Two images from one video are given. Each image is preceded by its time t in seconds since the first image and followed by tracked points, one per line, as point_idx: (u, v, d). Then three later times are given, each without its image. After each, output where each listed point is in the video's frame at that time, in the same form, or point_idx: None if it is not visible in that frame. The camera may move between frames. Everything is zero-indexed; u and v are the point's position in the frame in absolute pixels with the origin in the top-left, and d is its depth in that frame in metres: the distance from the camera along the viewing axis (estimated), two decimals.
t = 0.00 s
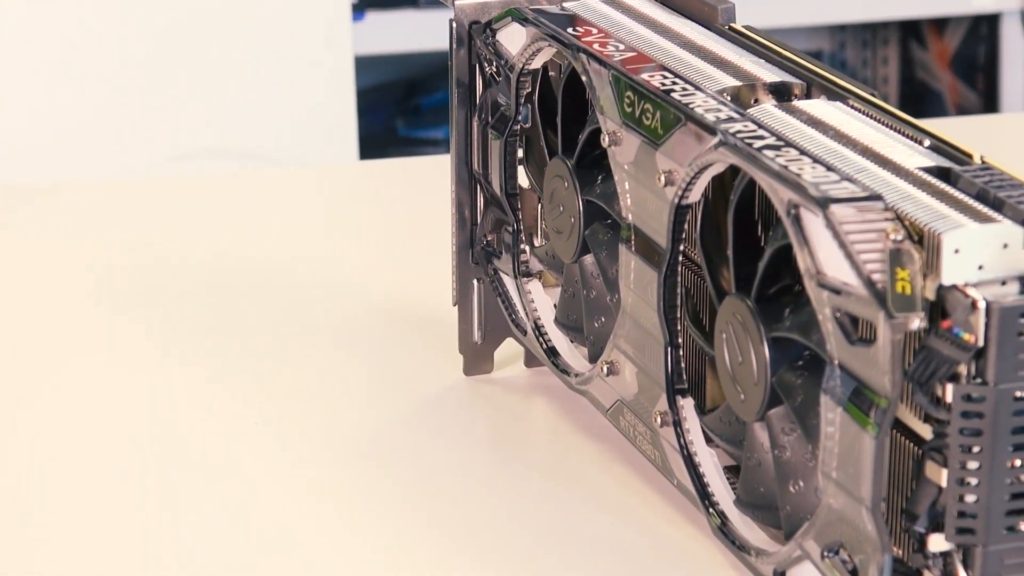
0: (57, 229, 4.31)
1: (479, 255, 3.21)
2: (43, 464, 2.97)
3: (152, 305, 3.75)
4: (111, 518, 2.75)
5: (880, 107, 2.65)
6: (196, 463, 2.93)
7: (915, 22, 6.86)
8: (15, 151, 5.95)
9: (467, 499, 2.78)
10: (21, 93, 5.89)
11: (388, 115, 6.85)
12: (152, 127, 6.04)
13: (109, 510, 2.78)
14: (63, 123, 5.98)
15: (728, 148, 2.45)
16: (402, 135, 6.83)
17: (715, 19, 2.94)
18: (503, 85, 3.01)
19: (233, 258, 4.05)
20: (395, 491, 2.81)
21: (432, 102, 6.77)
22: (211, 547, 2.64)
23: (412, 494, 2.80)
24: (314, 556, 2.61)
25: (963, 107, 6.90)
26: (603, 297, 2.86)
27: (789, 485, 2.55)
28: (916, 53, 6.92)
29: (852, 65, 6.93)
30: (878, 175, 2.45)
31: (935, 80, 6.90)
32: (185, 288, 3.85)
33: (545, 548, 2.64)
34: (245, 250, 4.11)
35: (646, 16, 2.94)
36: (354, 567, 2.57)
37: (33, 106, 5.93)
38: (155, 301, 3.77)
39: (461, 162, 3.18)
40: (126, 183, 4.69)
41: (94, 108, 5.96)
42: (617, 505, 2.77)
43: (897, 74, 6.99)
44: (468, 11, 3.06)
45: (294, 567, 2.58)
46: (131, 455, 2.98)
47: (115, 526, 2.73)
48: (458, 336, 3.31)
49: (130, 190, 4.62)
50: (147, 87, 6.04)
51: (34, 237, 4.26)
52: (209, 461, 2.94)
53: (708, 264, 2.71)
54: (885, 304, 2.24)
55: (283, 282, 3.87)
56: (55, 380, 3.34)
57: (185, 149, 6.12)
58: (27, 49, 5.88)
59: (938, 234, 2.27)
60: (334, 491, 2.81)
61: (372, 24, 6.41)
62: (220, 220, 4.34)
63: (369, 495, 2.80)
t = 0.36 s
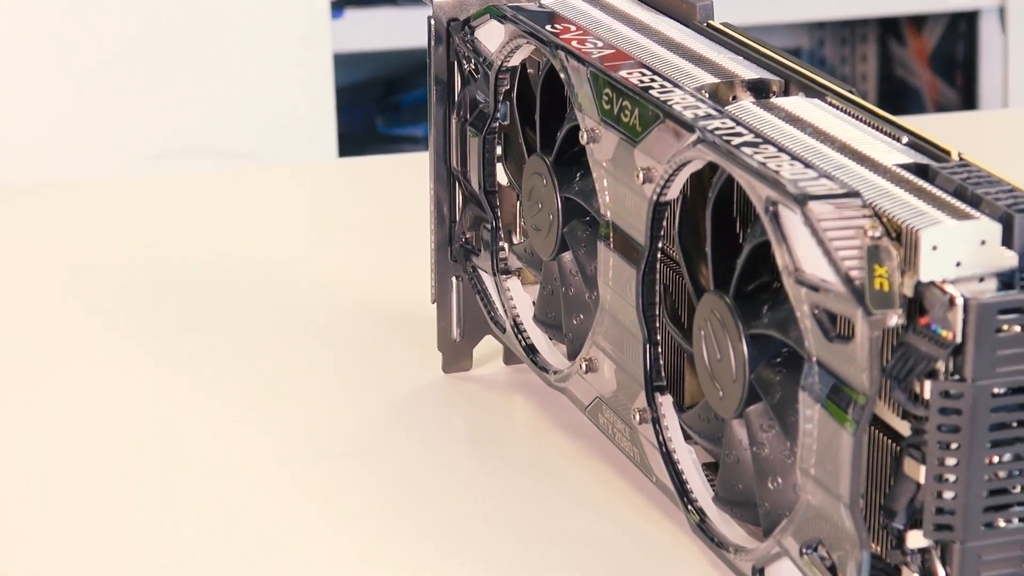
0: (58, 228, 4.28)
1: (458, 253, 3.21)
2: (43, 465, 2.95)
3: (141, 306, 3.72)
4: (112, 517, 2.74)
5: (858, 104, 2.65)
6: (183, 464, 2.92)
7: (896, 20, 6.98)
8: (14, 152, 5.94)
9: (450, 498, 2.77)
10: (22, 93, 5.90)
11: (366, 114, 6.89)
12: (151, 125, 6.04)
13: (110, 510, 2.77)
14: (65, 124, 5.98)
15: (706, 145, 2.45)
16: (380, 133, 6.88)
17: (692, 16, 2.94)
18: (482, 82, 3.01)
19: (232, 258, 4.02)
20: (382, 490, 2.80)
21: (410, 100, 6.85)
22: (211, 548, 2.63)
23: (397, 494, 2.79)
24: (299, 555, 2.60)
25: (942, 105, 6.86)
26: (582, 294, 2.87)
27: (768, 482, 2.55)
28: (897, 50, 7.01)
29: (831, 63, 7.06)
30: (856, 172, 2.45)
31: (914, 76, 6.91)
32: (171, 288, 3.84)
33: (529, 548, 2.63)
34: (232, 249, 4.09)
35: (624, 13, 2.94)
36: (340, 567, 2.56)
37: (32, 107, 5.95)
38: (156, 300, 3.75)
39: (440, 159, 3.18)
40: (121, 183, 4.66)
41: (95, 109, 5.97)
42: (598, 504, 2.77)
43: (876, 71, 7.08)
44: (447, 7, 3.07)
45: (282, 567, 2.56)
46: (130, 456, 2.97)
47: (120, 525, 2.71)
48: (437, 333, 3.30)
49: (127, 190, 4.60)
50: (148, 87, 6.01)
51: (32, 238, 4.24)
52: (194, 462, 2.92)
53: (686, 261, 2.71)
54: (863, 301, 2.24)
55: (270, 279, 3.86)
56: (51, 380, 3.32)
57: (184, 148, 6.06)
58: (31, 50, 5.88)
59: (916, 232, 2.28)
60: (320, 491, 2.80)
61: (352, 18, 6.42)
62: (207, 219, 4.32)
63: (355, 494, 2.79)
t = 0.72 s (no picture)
0: (58, 228, 4.26)
1: (438, 250, 3.21)
2: (43, 464, 2.94)
3: (114, 304, 3.72)
4: (113, 517, 2.73)
5: (837, 101, 2.66)
6: (170, 464, 2.91)
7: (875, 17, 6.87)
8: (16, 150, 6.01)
9: (434, 497, 2.77)
10: (23, 94, 5.92)
11: (346, 111, 6.76)
12: (151, 124, 6.01)
13: (110, 509, 2.76)
14: (66, 123, 6.00)
15: (685, 142, 2.45)
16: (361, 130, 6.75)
17: (671, 14, 2.95)
18: (461, 80, 3.01)
19: (233, 259, 4.00)
20: (366, 489, 2.80)
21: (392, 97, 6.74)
22: (212, 548, 2.62)
23: (382, 493, 2.78)
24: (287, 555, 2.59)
25: (922, 101, 6.87)
26: (562, 291, 2.87)
27: (748, 479, 2.55)
28: (875, 46, 6.89)
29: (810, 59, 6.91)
30: (835, 169, 2.45)
31: (894, 73, 6.84)
32: (156, 287, 3.83)
33: (515, 546, 2.63)
34: (218, 248, 4.08)
35: (603, 11, 2.94)
36: (326, 567, 2.56)
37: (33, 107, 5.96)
38: (162, 300, 3.73)
39: (419, 156, 3.18)
40: (119, 183, 4.64)
41: (95, 108, 5.94)
42: (580, 502, 2.77)
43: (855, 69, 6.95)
44: (426, 4, 3.08)
45: (270, 567, 2.56)
46: (130, 456, 2.95)
47: (111, 526, 2.70)
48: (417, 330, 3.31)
49: (128, 190, 4.58)
50: (147, 86, 6.00)
51: (32, 237, 4.22)
52: (178, 461, 2.92)
53: (666, 259, 2.71)
54: (842, 298, 2.24)
55: (255, 279, 3.85)
56: (49, 380, 3.31)
57: (185, 147, 6.00)
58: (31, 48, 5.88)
59: (894, 229, 2.28)
60: (305, 491, 2.79)
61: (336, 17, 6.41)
62: (193, 219, 4.31)
63: (340, 494, 2.78)
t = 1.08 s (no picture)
0: (58, 228, 4.23)
1: (413, 249, 3.21)
2: (43, 464, 2.93)
3: (121, 306, 3.69)
4: (113, 517, 2.72)
5: (812, 99, 2.66)
6: (147, 465, 2.90)
7: (851, 15, 6.76)
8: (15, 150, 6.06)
9: (410, 498, 2.76)
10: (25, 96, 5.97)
11: (322, 109, 6.66)
12: (152, 124, 6.08)
13: (110, 509, 2.75)
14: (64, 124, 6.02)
15: (660, 140, 2.46)
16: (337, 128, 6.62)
17: (646, 12, 2.95)
18: (437, 79, 3.02)
19: (233, 259, 3.98)
20: (345, 489, 2.79)
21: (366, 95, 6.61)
22: (211, 548, 2.61)
23: (359, 493, 2.78)
24: (266, 555, 2.58)
25: (898, 99, 6.80)
26: (537, 290, 2.87)
27: (723, 476, 2.55)
28: (851, 45, 6.80)
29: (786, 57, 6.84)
30: (810, 167, 2.46)
31: (870, 72, 6.74)
32: (136, 287, 3.81)
33: (491, 546, 2.63)
34: (198, 247, 4.07)
35: (579, 9, 2.95)
36: (304, 567, 2.55)
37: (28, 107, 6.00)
38: (164, 300, 3.71)
39: (395, 155, 3.18)
40: (120, 183, 4.63)
41: (97, 109, 6.02)
42: (557, 500, 2.77)
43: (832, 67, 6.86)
44: (401, 3, 3.08)
45: (248, 567, 2.55)
46: (130, 455, 2.94)
47: (111, 526, 2.69)
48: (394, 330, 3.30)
49: (129, 191, 4.55)
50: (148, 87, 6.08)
51: (33, 238, 4.19)
52: (156, 462, 2.91)
53: (642, 257, 2.71)
54: (817, 295, 2.25)
55: (235, 278, 3.84)
56: (47, 380, 3.29)
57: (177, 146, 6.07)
58: (33, 49, 5.92)
59: (869, 227, 2.29)
60: (282, 491, 2.79)
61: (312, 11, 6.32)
62: (175, 219, 4.29)
63: (317, 494, 2.77)
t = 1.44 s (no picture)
0: (58, 228, 4.20)
1: (381, 247, 3.21)
2: (43, 464, 2.91)
3: (112, 305, 3.67)
4: (113, 517, 2.71)
5: (779, 97, 2.66)
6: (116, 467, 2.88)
7: (818, 12, 6.72)
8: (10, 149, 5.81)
9: (392, 497, 2.75)
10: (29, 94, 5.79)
11: (291, 108, 6.65)
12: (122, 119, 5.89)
13: (110, 509, 2.73)
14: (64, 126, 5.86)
15: (627, 138, 2.46)
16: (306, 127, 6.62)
17: (613, 9, 2.96)
18: (403, 76, 3.00)
19: (235, 259, 3.95)
20: (316, 489, 2.78)
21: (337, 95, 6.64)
22: (212, 548, 2.60)
23: (329, 493, 2.77)
24: (239, 556, 2.58)
25: (866, 97, 6.72)
26: (504, 288, 2.87)
27: (691, 473, 2.55)
28: (819, 42, 6.75)
29: (754, 55, 6.76)
30: (776, 163, 2.46)
31: (838, 68, 6.72)
32: (109, 288, 3.79)
33: (461, 545, 2.62)
34: (171, 247, 4.05)
35: (545, 6, 2.94)
36: (277, 568, 2.54)
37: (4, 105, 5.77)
38: (164, 300, 3.68)
39: (362, 153, 3.18)
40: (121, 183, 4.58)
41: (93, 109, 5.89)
42: (539, 497, 2.77)
43: (799, 65, 6.77)
44: (368, 2, 3.09)
45: (220, 568, 2.54)
46: (136, 455, 2.92)
47: (111, 526, 2.68)
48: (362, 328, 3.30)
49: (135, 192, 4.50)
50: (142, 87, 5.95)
51: (34, 237, 4.15)
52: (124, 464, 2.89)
53: (608, 253, 2.71)
54: (782, 292, 2.26)
55: (206, 277, 3.83)
56: (41, 380, 3.27)
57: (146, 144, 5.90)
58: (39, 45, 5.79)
59: (835, 223, 2.29)
60: (252, 492, 2.78)
61: (278, 9, 6.09)
62: (148, 218, 4.27)
63: (287, 495, 2.76)
